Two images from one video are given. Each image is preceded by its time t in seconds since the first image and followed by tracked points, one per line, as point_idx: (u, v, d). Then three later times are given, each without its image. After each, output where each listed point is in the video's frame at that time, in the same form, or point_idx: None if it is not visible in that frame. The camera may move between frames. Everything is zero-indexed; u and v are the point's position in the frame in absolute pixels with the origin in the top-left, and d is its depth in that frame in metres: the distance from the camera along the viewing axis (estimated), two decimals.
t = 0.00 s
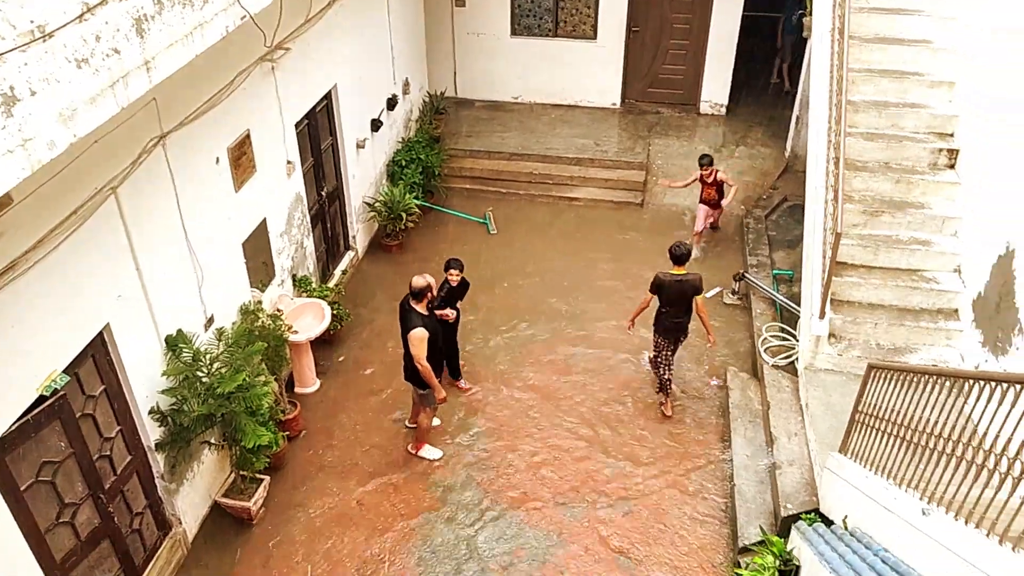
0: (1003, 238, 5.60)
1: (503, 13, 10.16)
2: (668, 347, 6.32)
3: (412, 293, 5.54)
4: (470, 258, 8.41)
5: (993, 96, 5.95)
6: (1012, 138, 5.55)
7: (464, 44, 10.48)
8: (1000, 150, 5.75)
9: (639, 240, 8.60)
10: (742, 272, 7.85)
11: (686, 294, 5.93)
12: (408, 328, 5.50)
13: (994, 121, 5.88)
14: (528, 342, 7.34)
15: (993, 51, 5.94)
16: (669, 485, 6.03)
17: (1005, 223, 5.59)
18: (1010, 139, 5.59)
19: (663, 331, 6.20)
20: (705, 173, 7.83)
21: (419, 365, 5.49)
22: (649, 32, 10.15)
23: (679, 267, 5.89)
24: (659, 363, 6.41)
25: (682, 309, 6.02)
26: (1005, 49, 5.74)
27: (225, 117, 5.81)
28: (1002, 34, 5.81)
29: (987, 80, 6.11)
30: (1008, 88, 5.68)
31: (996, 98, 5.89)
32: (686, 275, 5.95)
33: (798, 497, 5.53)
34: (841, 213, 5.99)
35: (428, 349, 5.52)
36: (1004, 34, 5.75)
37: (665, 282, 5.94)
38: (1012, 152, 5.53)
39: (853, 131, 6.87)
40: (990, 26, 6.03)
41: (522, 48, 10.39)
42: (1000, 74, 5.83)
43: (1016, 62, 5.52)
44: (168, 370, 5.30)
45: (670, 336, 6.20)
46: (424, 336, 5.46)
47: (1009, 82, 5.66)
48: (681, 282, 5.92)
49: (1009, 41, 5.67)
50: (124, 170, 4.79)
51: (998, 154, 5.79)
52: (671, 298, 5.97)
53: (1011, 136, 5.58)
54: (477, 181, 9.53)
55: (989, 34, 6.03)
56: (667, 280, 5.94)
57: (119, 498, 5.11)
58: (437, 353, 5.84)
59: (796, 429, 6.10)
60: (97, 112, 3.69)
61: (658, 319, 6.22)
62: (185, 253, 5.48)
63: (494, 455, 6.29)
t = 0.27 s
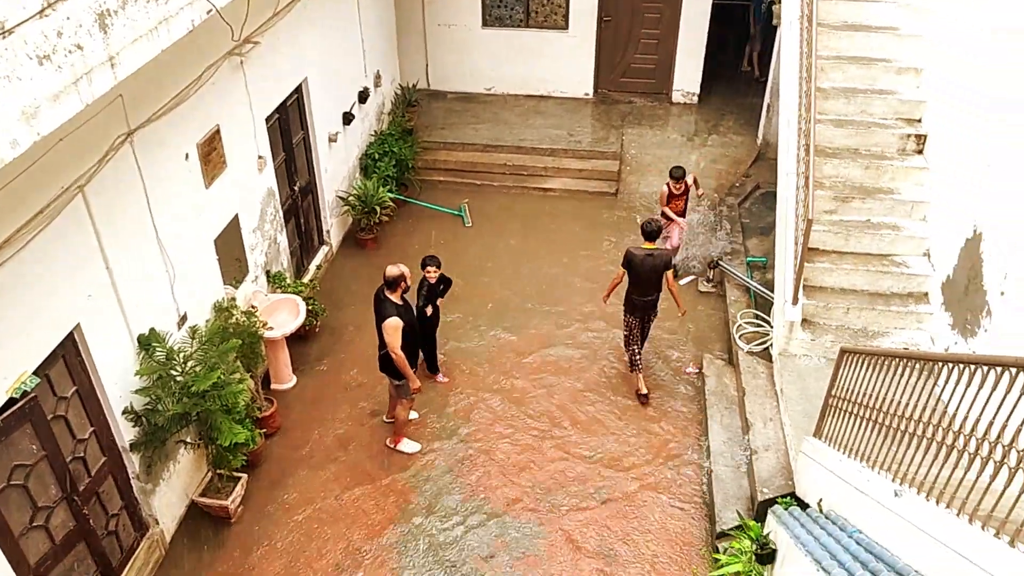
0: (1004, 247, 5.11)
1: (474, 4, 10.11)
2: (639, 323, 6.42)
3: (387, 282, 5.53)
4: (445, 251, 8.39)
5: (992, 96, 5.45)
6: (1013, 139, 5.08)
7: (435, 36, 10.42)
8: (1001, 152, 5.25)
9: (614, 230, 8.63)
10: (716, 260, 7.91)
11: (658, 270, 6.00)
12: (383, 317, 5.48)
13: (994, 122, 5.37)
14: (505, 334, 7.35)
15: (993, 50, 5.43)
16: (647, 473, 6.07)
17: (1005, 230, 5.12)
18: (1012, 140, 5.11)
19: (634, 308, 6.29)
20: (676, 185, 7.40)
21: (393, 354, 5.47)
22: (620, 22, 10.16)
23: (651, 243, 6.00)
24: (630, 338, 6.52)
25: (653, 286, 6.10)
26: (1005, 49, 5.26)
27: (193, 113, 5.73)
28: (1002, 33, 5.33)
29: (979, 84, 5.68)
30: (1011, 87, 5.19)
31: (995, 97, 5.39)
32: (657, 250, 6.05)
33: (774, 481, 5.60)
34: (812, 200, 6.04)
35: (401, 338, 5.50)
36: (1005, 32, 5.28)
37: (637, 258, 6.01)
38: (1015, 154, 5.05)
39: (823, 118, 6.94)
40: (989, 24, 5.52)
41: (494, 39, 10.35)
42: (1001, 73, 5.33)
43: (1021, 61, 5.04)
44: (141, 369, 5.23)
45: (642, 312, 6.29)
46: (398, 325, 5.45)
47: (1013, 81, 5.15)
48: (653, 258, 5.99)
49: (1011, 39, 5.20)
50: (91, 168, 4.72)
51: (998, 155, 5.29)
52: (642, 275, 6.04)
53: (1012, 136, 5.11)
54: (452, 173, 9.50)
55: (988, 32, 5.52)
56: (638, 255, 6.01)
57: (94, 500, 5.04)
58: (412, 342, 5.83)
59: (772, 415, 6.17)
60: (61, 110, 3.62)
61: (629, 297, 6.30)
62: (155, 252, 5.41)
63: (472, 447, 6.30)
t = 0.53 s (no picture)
0: (984, 232, 5.11)
1: None
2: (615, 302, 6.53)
3: (367, 270, 5.50)
4: (427, 242, 8.35)
5: (972, 81, 5.44)
6: (994, 124, 5.07)
7: (414, 25, 10.34)
8: (981, 136, 5.26)
9: (596, 218, 8.63)
10: (698, 247, 7.93)
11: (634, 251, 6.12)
12: (362, 305, 5.46)
13: (974, 106, 5.37)
14: (489, 324, 7.34)
15: (973, 37, 5.42)
16: (632, 460, 6.10)
17: (985, 215, 5.12)
18: (993, 125, 5.10)
19: (609, 288, 6.40)
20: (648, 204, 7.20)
21: (374, 342, 5.45)
22: (599, 9, 10.12)
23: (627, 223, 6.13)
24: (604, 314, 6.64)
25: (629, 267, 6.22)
26: (984, 35, 5.27)
27: (168, 106, 5.65)
28: (981, 19, 5.33)
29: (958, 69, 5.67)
30: (991, 72, 5.17)
31: (976, 82, 5.38)
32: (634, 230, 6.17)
33: (758, 467, 5.65)
34: (792, 186, 6.07)
35: (381, 325, 5.48)
36: (984, 19, 5.27)
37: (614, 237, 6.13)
38: (996, 139, 5.04)
39: (802, 104, 6.96)
40: (969, 11, 5.50)
41: (472, 27, 10.29)
42: (981, 59, 5.32)
43: (1002, 47, 5.02)
44: (121, 366, 5.17)
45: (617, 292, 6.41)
46: (378, 313, 5.43)
47: (993, 66, 5.14)
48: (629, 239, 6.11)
49: (991, 25, 5.19)
50: (64, 163, 4.64)
51: (978, 140, 5.29)
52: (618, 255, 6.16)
53: (992, 121, 5.11)
54: (432, 163, 9.44)
55: (968, 19, 5.51)
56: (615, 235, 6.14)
57: (76, 499, 4.99)
58: (393, 331, 5.81)
59: (755, 400, 6.21)
60: (31, 104, 3.55)
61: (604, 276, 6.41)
62: (132, 247, 5.34)
63: (458, 438, 6.29)
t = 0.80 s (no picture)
0: (969, 223, 5.09)
1: None
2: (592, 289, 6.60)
3: (350, 261, 5.48)
4: (411, 234, 8.32)
5: (956, 72, 5.39)
6: (979, 115, 5.04)
7: (394, 17, 10.28)
8: (965, 128, 5.23)
9: (580, 209, 8.63)
10: (682, 236, 7.96)
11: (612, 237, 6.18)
12: (344, 294, 5.44)
13: (959, 98, 5.33)
14: (474, 315, 7.34)
15: (958, 30, 5.37)
16: (619, 448, 6.13)
17: (970, 207, 5.10)
18: (978, 117, 5.06)
19: (588, 273, 6.47)
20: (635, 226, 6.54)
21: (354, 332, 5.44)
22: None
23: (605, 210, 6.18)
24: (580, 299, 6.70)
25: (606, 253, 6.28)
26: (970, 29, 5.22)
27: (146, 100, 5.58)
28: (967, 11, 5.28)
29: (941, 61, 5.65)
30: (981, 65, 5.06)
31: (960, 74, 5.33)
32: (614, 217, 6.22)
33: (744, 453, 5.69)
34: (775, 173, 6.08)
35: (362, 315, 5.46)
36: (969, 11, 5.23)
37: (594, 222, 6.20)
38: (980, 130, 5.02)
39: (783, 92, 6.98)
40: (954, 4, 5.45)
41: (453, 19, 10.24)
42: (965, 50, 5.28)
43: (998, 38, 4.85)
44: (103, 363, 5.11)
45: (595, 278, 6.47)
46: (359, 303, 5.41)
47: (978, 57, 5.09)
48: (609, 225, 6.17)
49: (975, 17, 5.15)
50: (42, 158, 4.57)
51: (963, 132, 5.26)
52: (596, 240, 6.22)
53: (977, 112, 5.07)
54: (415, 156, 9.41)
55: (952, 12, 5.46)
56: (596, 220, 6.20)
57: (60, 498, 4.95)
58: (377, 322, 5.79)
59: (740, 387, 6.25)
60: (7, 98, 3.50)
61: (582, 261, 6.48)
62: (112, 243, 5.28)
63: (445, 430, 6.29)
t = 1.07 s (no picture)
0: (965, 226, 4.92)
1: None
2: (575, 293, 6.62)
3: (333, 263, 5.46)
4: (395, 237, 8.31)
5: (953, 73, 5.18)
6: (976, 116, 4.85)
7: (375, 19, 10.25)
8: (963, 130, 5.02)
9: (565, 210, 8.64)
10: (665, 236, 7.98)
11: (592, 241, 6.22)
12: (323, 296, 5.44)
13: (955, 99, 5.13)
14: (460, 318, 7.34)
15: (954, 31, 5.17)
16: (606, 449, 6.14)
17: (967, 210, 4.92)
18: (975, 119, 4.87)
19: (571, 278, 6.52)
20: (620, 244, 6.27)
21: (332, 333, 5.44)
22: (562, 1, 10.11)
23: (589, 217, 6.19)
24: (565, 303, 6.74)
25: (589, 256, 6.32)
26: (967, 31, 5.02)
27: (125, 107, 5.53)
28: (964, 12, 5.07)
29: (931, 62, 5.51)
30: (973, 65, 4.94)
31: (958, 75, 5.13)
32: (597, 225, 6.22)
33: (729, 452, 5.71)
34: (757, 173, 6.11)
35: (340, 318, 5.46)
36: (965, 12, 5.04)
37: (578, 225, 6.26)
38: (979, 132, 4.82)
39: (764, 92, 7.02)
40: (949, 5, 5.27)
41: (435, 21, 10.23)
42: (963, 51, 5.07)
43: (988, 39, 4.75)
44: (85, 372, 5.06)
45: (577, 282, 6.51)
46: (337, 305, 5.40)
47: (976, 58, 4.90)
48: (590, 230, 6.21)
49: (973, 18, 4.95)
50: (20, 166, 4.52)
51: (959, 133, 5.07)
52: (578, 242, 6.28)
53: (974, 113, 4.89)
54: (398, 159, 9.39)
55: (949, 13, 5.26)
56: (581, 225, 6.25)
57: (43, 509, 4.89)
58: (360, 325, 5.78)
59: (725, 387, 6.28)
60: None
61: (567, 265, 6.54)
62: (92, 252, 5.22)
63: (432, 434, 6.28)
